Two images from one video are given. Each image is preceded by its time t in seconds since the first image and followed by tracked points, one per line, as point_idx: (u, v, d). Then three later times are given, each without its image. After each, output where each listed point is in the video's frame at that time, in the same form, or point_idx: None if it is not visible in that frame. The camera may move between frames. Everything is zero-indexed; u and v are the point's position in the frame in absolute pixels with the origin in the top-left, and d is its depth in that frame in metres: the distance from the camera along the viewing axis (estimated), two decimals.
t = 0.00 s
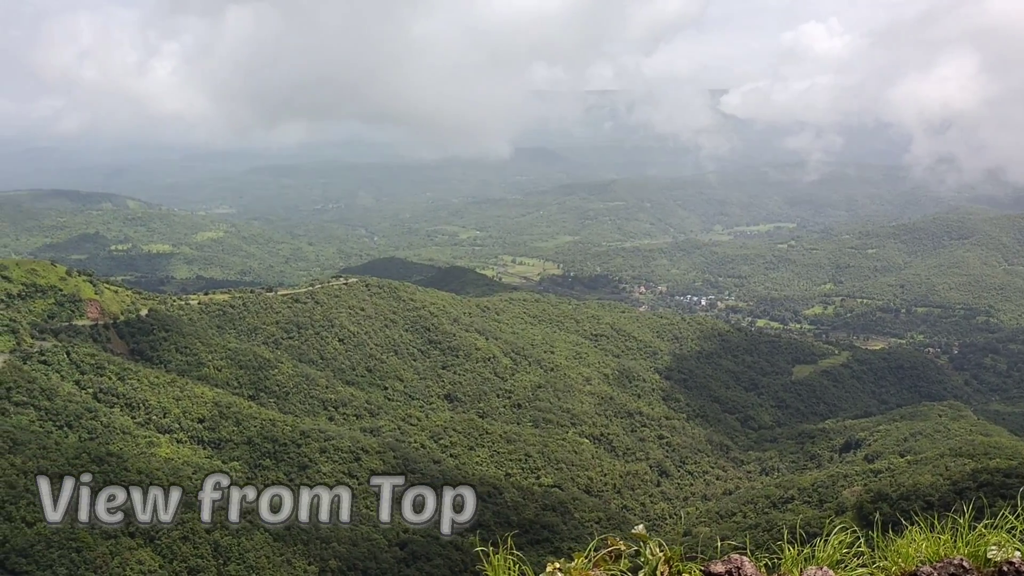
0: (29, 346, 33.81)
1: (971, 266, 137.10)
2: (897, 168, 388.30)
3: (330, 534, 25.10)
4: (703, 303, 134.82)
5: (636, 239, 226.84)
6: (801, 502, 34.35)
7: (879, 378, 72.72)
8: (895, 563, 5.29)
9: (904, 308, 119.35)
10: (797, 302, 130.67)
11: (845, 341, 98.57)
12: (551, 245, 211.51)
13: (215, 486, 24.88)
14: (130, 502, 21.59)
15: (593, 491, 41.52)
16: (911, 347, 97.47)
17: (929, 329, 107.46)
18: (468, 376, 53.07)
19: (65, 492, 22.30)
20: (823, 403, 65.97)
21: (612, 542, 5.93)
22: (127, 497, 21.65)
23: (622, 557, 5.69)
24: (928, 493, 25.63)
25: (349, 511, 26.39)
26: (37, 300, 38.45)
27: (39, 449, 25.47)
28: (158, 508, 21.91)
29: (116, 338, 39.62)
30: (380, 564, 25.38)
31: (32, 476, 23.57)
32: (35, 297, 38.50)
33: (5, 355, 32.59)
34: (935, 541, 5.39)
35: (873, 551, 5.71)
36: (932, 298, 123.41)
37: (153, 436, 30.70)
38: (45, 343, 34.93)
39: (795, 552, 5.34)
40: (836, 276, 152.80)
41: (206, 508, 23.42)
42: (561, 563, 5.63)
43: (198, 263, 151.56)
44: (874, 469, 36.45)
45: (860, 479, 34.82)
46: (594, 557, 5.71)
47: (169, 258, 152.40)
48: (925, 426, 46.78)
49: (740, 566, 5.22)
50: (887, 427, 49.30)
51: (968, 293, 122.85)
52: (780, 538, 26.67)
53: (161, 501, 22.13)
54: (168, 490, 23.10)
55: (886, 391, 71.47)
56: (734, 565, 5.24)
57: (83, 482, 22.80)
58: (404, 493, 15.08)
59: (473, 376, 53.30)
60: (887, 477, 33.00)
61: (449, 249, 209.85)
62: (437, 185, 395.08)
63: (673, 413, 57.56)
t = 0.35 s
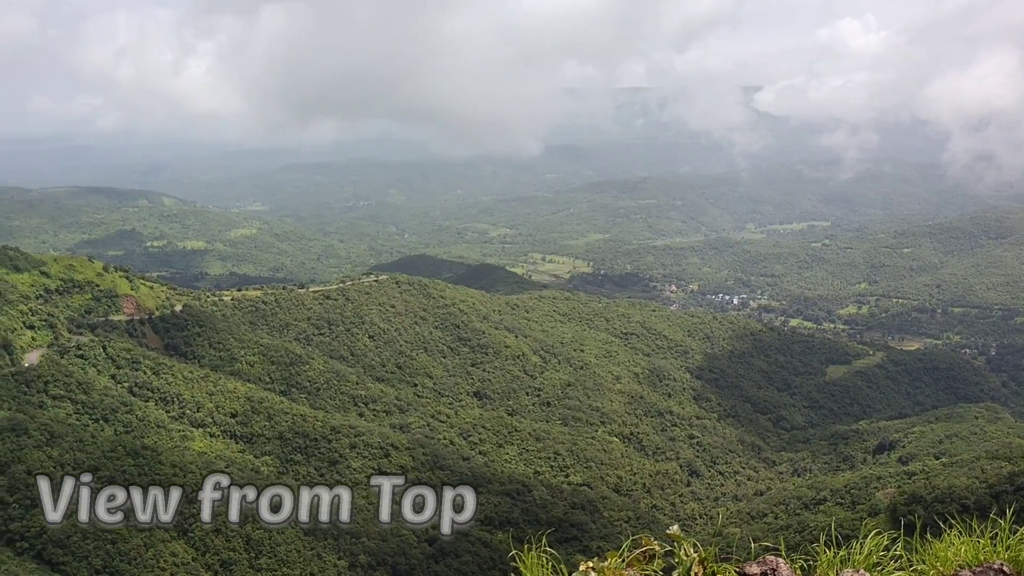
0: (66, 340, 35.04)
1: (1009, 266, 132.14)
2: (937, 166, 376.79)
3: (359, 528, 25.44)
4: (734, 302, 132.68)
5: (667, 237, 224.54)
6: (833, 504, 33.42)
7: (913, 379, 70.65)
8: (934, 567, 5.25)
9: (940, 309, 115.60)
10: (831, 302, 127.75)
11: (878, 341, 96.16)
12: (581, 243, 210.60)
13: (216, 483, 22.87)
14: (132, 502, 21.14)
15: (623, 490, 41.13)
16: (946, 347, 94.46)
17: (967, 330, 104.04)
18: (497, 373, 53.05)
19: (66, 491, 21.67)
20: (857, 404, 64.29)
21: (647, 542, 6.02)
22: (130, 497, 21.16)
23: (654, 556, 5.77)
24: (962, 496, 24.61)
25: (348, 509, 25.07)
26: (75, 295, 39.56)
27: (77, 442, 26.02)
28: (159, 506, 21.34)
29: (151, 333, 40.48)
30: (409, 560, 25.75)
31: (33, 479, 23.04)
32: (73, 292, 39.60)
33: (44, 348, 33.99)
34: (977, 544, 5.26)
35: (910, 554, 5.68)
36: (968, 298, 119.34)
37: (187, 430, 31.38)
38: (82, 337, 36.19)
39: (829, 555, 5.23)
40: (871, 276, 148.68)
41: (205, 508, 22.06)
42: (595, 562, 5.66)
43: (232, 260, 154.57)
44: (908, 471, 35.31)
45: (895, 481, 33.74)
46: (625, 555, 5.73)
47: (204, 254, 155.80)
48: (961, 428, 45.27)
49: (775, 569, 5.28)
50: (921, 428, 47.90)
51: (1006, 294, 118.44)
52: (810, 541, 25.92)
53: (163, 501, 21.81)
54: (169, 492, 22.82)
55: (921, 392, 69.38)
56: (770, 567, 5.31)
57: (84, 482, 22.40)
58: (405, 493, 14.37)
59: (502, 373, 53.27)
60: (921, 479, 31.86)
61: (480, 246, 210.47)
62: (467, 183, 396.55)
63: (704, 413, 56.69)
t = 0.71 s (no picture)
0: (104, 334, 36.09)
1: None
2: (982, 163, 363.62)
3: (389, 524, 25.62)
4: (768, 301, 130.08)
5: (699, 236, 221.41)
6: (867, 507, 32.44)
7: (951, 381, 68.49)
8: (973, 567, 5.95)
9: (980, 310, 111.68)
10: (867, 302, 124.34)
11: (915, 342, 93.48)
12: (612, 241, 208.93)
13: (216, 483, 24.27)
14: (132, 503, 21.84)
15: (653, 490, 40.65)
16: (986, 349, 91.16)
17: (1010, 332, 100.25)
18: (528, 371, 52.88)
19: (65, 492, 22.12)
20: (893, 406, 62.50)
21: (681, 542, 6.26)
22: (130, 499, 21.98)
23: (691, 556, 6.13)
24: (1001, 501, 23.47)
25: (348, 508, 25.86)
26: (113, 290, 40.73)
27: (114, 434, 26.69)
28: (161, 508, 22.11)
29: (187, 328, 41.36)
30: (439, 556, 25.77)
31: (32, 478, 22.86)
32: (111, 288, 40.79)
33: (83, 342, 35.14)
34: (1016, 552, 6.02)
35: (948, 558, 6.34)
36: (1012, 299, 114.91)
37: (221, 423, 31.98)
38: (120, 332, 37.23)
39: (870, 558, 5.81)
40: (907, 276, 144.17)
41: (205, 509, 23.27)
42: (629, 562, 5.94)
43: (265, 256, 157.11)
44: (945, 475, 34.06)
45: (931, 485, 32.59)
46: (658, 556, 6.02)
47: (238, 251, 158.79)
48: (1003, 431, 43.63)
49: (811, 570, 5.82)
50: (960, 432, 46.41)
51: None
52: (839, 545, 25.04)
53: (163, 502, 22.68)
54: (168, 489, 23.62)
55: (959, 395, 67.18)
56: (806, 569, 5.85)
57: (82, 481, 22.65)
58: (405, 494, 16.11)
59: (533, 371, 53.01)
60: (960, 483, 30.65)
61: (510, 244, 210.32)
62: (498, 180, 396.94)
63: (737, 413, 55.70)
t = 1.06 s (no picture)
0: (140, 329, 37.01)
1: None
2: None
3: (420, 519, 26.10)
4: (802, 302, 127.44)
5: (732, 235, 217.99)
6: (901, 510, 31.41)
7: (990, 384, 66.21)
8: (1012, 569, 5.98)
9: None
10: (903, 303, 121.02)
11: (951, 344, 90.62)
12: (644, 240, 207.14)
13: (216, 483, 24.46)
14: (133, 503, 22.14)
15: (683, 490, 40.06)
16: None
17: None
18: (558, 370, 52.55)
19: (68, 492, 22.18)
20: (929, 409, 60.68)
21: (720, 544, 6.70)
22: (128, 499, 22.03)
23: (723, 558, 6.51)
24: None
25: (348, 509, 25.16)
26: (149, 284, 41.68)
27: (149, 428, 27.39)
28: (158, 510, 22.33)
29: (221, 324, 42.08)
30: (469, 553, 26.13)
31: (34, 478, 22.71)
32: (148, 282, 41.76)
33: (121, 337, 36.10)
34: None
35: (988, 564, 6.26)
36: None
37: (253, 418, 32.55)
38: (156, 326, 38.13)
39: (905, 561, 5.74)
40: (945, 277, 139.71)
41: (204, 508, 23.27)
42: (663, 564, 6.41)
43: (298, 252, 159.60)
44: (983, 479, 32.78)
45: (968, 489, 31.40)
46: (690, 557, 6.49)
47: (272, 247, 161.64)
48: None
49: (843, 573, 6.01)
50: (1000, 437, 44.81)
51: None
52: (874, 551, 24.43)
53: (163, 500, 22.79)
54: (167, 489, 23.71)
55: (998, 400, 64.87)
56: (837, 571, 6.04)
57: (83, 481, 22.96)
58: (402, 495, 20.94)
59: (563, 370, 52.68)
60: (999, 487, 29.46)
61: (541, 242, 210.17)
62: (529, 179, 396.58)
63: (769, 414, 54.61)
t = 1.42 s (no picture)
0: (175, 325, 37.90)
1: None
2: None
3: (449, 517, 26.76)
4: (837, 303, 124.51)
5: (767, 235, 213.95)
6: (936, 515, 30.28)
7: None
8: None
9: None
10: (940, 304, 117.49)
11: (991, 348, 87.57)
12: (677, 239, 204.97)
13: (216, 483, 24.13)
14: (132, 504, 21.84)
15: (714, 493, 39.44)
16: None
17: None
18: (588, 369, 52.36)
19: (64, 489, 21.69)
20: (966, 413, 58.80)
21: (752, 544, 7.13)
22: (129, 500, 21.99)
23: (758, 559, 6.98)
24: None
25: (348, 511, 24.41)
26: (185, 281, 42.70)
27: (183, 421, 28.05)
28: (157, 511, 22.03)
29: (255, 320, 42.81)
30: (497, 552, 26.45)
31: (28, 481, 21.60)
32: (183, 279, 42.77)
33: (157, 332, 37.05)
34: None
35: None
36: None
37: (285, 414, 33.08)
38: (190, 322, 39.00)
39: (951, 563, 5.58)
40: (983, 279, 134.91)
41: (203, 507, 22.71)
42: (696, 565, 6.93)
43: (330, 250, 161.92)
44: None
45: (1008, 495, 30.09)
46: (728, 558, 6.93)
47: (305, 245, 164.31)
48: None
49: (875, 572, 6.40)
50: None
51: None
52: (907, 555, 23.64)
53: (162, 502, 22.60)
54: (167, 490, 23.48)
55: None
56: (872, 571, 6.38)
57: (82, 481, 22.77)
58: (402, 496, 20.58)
59: (594, 370, 52.45)
60: None
61: (572, 241, 209.49)
62: (560, 177, 395.35)
63: (803, 416, 53.43)
